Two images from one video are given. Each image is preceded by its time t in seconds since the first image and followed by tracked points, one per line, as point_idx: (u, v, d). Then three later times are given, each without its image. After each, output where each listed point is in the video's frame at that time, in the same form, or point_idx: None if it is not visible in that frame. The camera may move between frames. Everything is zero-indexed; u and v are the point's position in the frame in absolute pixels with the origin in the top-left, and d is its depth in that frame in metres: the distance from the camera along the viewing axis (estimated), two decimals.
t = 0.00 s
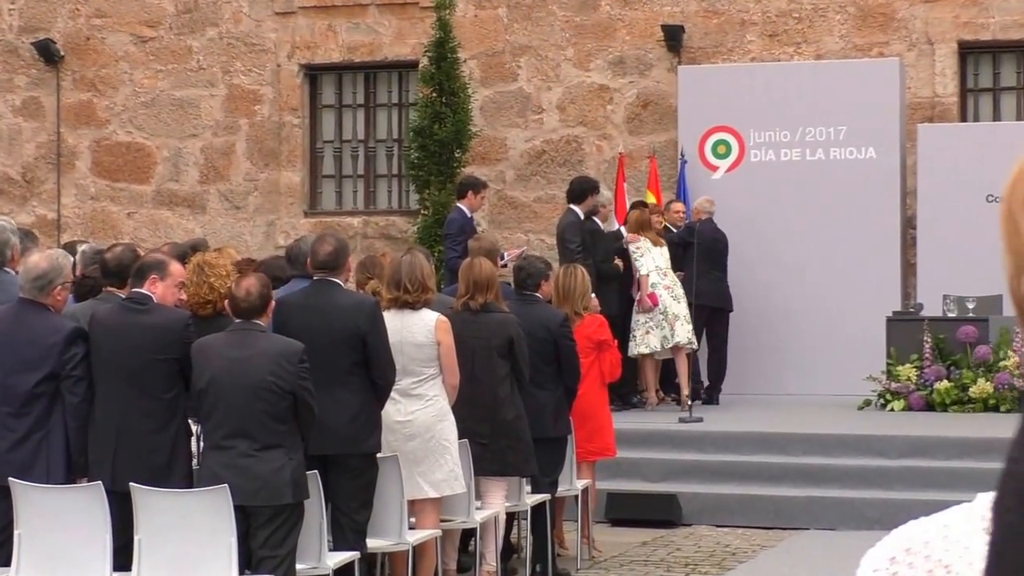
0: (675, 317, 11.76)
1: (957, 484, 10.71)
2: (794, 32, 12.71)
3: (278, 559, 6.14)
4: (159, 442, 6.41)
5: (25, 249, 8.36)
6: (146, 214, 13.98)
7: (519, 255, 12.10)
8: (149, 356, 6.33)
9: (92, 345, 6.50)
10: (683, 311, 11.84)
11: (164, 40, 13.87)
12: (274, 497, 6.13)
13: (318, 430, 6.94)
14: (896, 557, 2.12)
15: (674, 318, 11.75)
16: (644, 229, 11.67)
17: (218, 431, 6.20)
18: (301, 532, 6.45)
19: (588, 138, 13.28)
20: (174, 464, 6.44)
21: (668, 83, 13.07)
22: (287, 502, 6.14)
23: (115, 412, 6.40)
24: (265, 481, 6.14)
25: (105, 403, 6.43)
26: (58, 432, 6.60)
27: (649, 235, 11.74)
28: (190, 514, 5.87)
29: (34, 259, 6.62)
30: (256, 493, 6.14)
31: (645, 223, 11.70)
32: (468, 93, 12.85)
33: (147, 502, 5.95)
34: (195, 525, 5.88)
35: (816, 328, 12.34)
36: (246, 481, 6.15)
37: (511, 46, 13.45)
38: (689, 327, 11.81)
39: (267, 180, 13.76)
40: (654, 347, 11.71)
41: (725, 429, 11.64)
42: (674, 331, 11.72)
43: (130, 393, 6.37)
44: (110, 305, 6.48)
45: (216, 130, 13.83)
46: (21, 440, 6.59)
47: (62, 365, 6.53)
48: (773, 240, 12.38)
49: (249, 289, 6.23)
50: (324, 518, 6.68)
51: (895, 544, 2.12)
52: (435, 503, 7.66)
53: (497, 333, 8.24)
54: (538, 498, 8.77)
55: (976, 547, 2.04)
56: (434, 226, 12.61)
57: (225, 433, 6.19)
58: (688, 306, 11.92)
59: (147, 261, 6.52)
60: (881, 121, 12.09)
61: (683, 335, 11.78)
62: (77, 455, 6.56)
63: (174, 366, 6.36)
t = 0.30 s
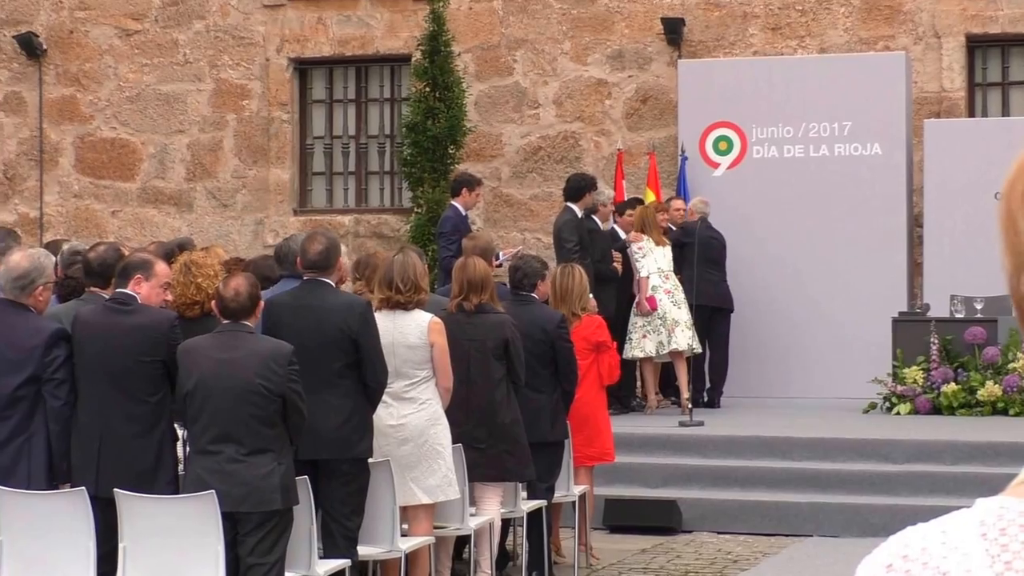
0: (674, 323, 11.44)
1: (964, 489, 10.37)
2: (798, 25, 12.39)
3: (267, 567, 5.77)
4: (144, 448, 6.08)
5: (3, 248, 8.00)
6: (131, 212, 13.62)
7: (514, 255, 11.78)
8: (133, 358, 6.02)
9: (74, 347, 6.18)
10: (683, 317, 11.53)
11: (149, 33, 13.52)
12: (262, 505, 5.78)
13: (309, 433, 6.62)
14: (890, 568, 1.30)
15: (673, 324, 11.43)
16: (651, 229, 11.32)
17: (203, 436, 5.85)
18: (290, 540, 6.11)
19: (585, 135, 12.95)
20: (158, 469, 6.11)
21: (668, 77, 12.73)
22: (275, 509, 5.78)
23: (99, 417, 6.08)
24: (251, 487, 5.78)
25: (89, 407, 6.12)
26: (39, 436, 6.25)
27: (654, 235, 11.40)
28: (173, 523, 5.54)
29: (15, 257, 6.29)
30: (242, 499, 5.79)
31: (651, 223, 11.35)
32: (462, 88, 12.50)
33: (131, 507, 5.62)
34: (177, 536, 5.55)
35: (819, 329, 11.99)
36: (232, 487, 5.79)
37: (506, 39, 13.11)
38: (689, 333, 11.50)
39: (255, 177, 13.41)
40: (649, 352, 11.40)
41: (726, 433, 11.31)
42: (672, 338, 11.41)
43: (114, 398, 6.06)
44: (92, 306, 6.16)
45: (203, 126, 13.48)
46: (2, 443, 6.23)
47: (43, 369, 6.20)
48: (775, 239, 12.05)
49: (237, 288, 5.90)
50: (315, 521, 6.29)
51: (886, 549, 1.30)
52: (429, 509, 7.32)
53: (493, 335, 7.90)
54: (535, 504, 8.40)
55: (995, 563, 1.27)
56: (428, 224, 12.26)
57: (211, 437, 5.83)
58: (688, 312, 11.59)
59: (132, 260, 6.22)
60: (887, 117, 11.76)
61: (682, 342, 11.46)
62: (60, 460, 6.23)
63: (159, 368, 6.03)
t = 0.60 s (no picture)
0: (670, 322, 11.08)
1: (969, 494, 10.03)
2: (797, 16, 12.04)
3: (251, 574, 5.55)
4: (123, 452, 5.84)
5: None
6: (111, 209, 13.26)
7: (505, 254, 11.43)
8: (113, 358, 5.78)
9: (53, 347, 5.94)
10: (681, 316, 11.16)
11: (129, 24, 13.14)
12: (249, 510, 5.53)
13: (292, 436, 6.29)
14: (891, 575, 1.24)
15: (669, 323, 11.06)
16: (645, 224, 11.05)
17: (187, 440, 5.58)
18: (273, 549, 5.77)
19: (578, 129, 12.60)
20: (138, 473, 5.89)
21: (664, 70, 12.38)
22: (262, 514, 5.54)
23: (77, 419, 5.85)
24: (236, 491, 5.53)
25: (66, 409, 5.88)
26: (15, 436, 6.02)
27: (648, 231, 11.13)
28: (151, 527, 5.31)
29: None
30: (228, 505, 5.52)
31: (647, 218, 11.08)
32: (451, 81, 12.14)
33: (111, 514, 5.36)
34: (155, 543, 5.32)
35: (818, 329, 11.65)
36: (217, 492, 5.53)
37: (497, 30, 12.75)
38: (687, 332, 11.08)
39: (238, 173, 13.04)
40: (645, 352, 11.06)
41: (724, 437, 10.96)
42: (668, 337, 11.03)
43: (92, 400, 5.82)
44: (71, 305, 5.93)
45: (184, 120, 13.11)
46: None
47: (19, 369, 5.96)
48: (773, 237, 11.70)
49: (229, 286, 5.66)
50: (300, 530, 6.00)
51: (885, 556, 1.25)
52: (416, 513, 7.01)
53: (483, 335, 7.54)
54: (526, 510, 8.04)
55: (997, 569, 1.22)
56: (417, 221, 11.91)
57: (194, 442, 5.56)
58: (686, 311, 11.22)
59: (111, 259, 6.01)
60: (889, 111, 11.43)
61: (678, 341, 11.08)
62: (36, 464, 5.99)
63: (139, 369, 5.81)
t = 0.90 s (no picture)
0: (665, 323, 10.77)
1: (974, 500, 9.69)
2: (797, 6, 11.70)
3: None
4: (101, 456, 5.64)
5: None
6: (89, 205, 12.88)
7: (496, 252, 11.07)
8: (89, 360, 5.58)
9: (27, 347, 5.74)
10: (676, 317, 10.87)
11: (108, 15, 12.76)
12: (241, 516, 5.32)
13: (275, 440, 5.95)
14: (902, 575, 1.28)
15: (664, 324, 10.76)
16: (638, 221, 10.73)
17: (174, 445, 5.33)
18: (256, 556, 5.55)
19: (571, 123, 12.25)
20: (115, 478, 5.69)
21: (660, 61, 12.03)
22: (252, 519, 5.33)
23: (53, 422, 5.65)
24: (226, 496, 5.30)
25: (42, 411, 5.69)
26: None
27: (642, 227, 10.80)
28: (130, 538, 5.09)
29: None
30: (219, 510, 5.29)
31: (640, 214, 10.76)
32: (441, 73, 11.77)
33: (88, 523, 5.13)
34: (136, 553, 5.10)
35: (819, 330, 11.29)
36: (207, 497, 5.29)
37: (487, 21, 12.39)
38: (683, 334, 10.81)
39: (220, 168, 12.67)
40: (640, 353, 10.73)
41: (722, 440, 10.60)
42: (664, 338, 10.72)
43: (69, 402, 5.62)
44: (46, 305, 5.73)
45: (164, 114, 12.74)
46: None
47: None
48: (773, 235, 11.35)
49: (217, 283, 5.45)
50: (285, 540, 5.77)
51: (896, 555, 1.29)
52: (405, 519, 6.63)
53: (473, 335, 7.18)
54: (517, 516, 7.68)
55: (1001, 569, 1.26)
56: (405, 218, 11.54)
57: (183, 446, 5.32)
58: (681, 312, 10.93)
59: (87, 256, 5.79)
60: (892, 104, 11.09)
61: (674, 343, 10.78)
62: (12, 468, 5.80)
63: (116, 372, 5.59)
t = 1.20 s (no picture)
0: (660, 326, 10.41)
1: (981, 507, 9.34)
2: None
3: None
4: (79, 459, 5.44)
5: None
6: (66, 201, 12.50)
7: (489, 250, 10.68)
8: (65, 362, 5.37)
9: None
10: (672, 320, 10.50)
11: (86, 5, 12.37)
12: (226, 523, 5.14)
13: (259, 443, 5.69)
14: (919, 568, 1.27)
15: (659, 327, 10.39)
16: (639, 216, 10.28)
17: (156, 449, 5.13)
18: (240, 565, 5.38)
19: (566, 116, 11.88)
20: (94, 482, 5.49)
21: (656, 53, 11.66)
22: (238, 527, 5.16)
23: (28, 426, 5.43)
24: (211, 504, 5.12)
25: (16, 414, 5.47)
26: None
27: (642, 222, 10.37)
28: (107, 547, 4.90)
29: None
30: (203, 518, 5.11)
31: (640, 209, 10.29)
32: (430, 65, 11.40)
33: (65, 528, 4.95)
34: (114, 562, 4.91)
35: (821, 330, 10.93)
36: (190, 504, 5.11)
37: (478, 12, 12.01)
38: (678, 339, 10.45)
39: (202, 163, 12.29)
40: (633, 355, 10.36)
41: (720, 444, 10.22)
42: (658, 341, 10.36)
43: (44, 405, 5.41)
44: (19, 306, 5.49)
45: (145, 108, 12.35)
46: None
47: None
48: (774, 233, 10.98)
49: (201, 283, 5.24)
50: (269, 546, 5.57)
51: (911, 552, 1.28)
52: (393, 529, 6.28)
53: (464, 336, 6.81)
54: (510, 523, 7.32)
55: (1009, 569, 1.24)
56: (393, 215, 11.17)
57: (165, 451, 5.13)
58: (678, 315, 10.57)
59: (64, 255, 5.58)
60: (897, 97, 10.73)
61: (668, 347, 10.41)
62: None
63: (94, 374, 5.39)
